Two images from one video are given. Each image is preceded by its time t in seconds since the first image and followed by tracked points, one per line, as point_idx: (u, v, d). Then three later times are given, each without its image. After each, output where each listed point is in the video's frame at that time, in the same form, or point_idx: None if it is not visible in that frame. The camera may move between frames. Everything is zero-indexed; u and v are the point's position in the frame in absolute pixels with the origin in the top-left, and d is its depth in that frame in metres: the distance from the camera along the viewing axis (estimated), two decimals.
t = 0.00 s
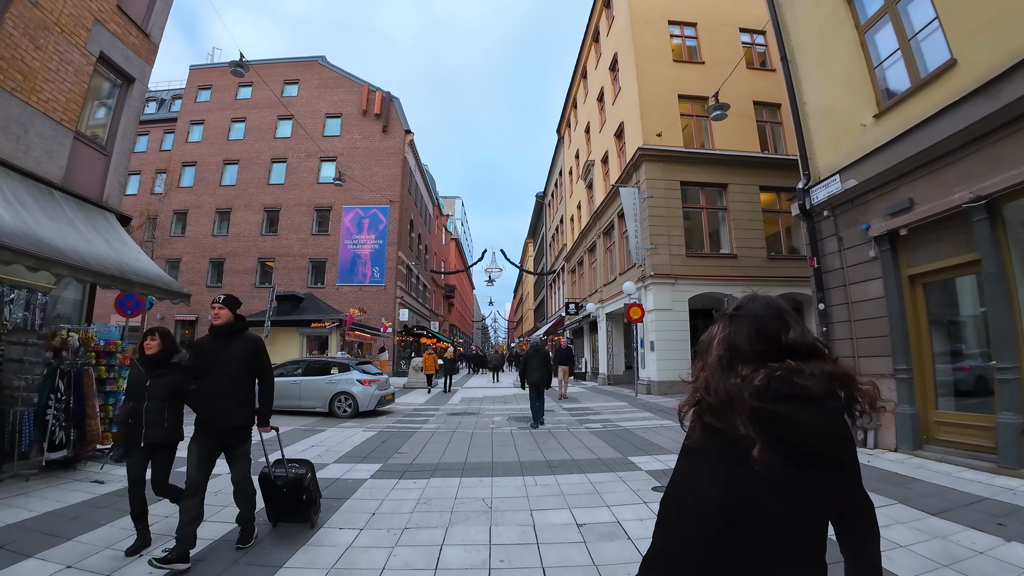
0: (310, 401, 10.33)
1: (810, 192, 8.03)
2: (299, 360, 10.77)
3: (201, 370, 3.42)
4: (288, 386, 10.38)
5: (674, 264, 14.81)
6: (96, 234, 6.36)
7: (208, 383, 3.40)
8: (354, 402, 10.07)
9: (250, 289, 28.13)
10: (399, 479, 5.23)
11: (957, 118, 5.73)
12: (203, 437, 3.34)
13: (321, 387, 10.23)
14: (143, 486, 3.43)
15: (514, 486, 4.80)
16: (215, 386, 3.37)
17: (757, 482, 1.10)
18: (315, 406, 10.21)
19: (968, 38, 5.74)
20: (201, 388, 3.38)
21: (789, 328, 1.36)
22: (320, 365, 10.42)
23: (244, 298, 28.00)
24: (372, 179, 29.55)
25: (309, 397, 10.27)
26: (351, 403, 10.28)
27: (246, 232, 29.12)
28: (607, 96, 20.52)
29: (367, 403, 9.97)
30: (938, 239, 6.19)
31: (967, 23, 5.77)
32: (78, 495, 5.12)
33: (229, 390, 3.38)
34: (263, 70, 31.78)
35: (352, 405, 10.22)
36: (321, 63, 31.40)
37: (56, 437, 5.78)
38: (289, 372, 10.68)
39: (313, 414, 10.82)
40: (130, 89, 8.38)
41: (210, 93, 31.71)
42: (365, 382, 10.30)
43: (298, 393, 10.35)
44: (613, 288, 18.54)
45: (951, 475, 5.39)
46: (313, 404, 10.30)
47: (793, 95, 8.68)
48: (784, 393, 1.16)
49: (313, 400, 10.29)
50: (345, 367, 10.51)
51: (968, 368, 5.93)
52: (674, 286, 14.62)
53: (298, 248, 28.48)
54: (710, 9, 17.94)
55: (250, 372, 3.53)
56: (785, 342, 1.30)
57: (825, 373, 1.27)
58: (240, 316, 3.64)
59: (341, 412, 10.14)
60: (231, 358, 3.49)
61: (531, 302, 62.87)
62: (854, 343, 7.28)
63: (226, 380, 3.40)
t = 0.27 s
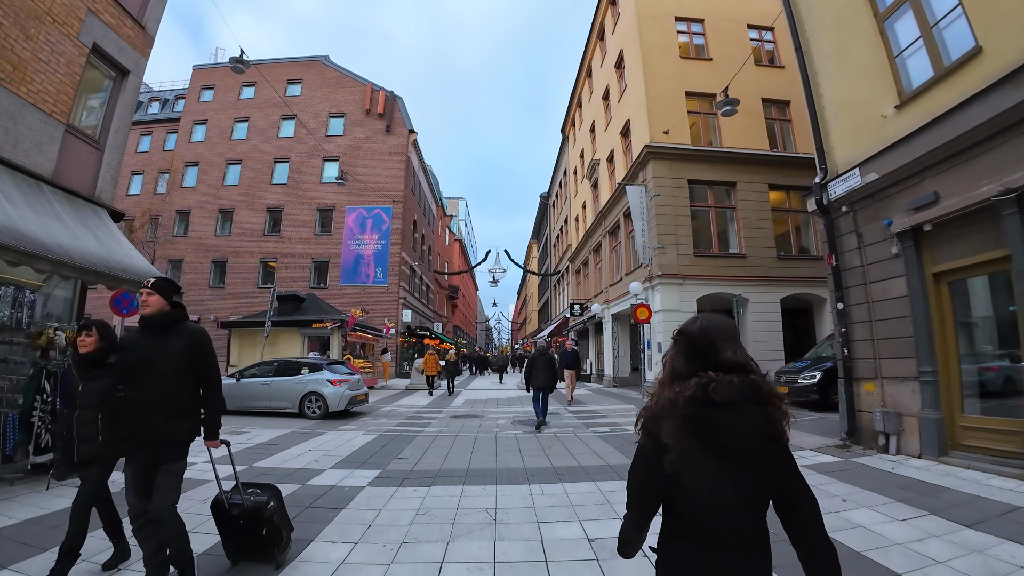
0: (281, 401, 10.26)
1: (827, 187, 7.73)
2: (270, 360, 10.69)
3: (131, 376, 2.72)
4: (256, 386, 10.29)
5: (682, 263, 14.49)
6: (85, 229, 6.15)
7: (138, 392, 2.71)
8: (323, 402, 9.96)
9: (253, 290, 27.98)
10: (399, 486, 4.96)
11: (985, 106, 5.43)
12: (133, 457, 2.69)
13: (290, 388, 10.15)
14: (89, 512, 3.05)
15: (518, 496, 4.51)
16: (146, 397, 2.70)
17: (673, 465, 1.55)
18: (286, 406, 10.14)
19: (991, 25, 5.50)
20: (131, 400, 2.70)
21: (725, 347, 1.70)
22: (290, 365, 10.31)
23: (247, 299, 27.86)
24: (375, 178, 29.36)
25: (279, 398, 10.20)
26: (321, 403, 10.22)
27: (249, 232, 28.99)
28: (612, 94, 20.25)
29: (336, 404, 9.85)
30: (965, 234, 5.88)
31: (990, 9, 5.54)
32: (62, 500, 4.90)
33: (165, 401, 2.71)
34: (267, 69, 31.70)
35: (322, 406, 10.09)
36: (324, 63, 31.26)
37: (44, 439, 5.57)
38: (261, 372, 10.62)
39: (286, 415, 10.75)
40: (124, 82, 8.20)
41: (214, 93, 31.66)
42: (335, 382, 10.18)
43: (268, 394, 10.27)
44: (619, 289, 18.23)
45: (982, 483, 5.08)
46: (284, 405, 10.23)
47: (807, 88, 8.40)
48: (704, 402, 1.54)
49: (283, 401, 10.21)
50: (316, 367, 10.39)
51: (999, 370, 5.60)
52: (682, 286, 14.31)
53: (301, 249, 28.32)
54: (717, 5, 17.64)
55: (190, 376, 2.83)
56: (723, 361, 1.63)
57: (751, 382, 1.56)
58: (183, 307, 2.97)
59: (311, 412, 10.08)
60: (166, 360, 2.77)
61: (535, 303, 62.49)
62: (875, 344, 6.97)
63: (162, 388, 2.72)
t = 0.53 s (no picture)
0: (252, 402, 10.28)
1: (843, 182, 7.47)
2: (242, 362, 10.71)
3: (39, 385, 2.29)
4: (226, 387, 10.31)
5: (688, 264, 14.23)
6: (73, 225, 5.96)
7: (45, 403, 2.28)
8: (293, 403, 10.01)
9: (254, 290, 27.83)
10: (396, 494, 4.71)
11: (1011, 96, 5.17)
12: (23, 482, 2.26)
13: (261, 388, 10.19)
14: None
15: (522, 506, 4.26)
16: (57, 411, 2.26)
17: (638, 443, 1.76)
18: (256, 407, 10.15)
19: (1014, 12, 5.31)
20: (37, 412, 2.27)
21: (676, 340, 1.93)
22: (261, 365, 10.34)
23: (249, 300, 27.72)
24: (377, 178, 29.18)
25: (250, 399, 10.22)
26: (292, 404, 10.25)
27: (251, 232, 28.87)
28: (617, 93, 20.02)
29: (306, 405, 9.92)
30: (989, 230, 5.62)
31: None
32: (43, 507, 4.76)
33: (68, 418, 2.26)
34: (269, 70, 31.66)
35: (292, 406, 10.16)
36: (327, 63, 31.17)
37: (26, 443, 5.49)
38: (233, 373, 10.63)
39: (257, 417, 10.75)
40: (118, 76, 8.03)
41: (216, 93, 31.64)
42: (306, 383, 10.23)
43: (239, 395, 10.28)
44: (624, 290, 17.97)
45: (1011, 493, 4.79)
46: (255, 406, 10.24)
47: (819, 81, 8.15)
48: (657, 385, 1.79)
49: (254, 401, 10.25)
50: (287, 368, 10.44)
51: None
52: (688, 287, 14.03)
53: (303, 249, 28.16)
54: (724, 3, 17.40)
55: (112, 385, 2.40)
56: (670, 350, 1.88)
57: (697, 366, 1.79)
58: (107, 301, 2.53)
59: (282, 413, 10.10)
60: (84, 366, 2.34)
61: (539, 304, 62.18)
62: (895, 345, 6.68)
63: (78, 400, 2.28)
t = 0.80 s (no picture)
0: (220, 405, 10.30)
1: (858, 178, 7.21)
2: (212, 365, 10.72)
3: None
4: (195, 389, 10.33)
5: (693, 264, 13.96)
6: (57, 221, 5.74)
7: None
8: (260, 405, 10.04)
9: (254, 292, 27.66)
10: (391, 505, 4.46)
11: None
12: None
13: (229, 391, 10.21)
14: None
15: (524, 520, 3.99)
16: None
17: (593, 440, 1.81)
18: (224, 409, 10.17)
19: None
20: None
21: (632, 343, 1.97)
22: (228, 368, 10.35)
23: (248, 301, 27.54)
24: (378, 179, 28.98)
25: (218, 401, 10.25)
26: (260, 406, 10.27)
27: (250, 233, 28.71)
28: (620, 92, 19.79)
29: (272, 407, 9.93)
30: (1011, 226, 5.37)
31: None
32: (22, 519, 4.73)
33: None
34: (270, 70, 31.57)
35: (259, 408, 10.18)
36: (327, 64, 31.04)
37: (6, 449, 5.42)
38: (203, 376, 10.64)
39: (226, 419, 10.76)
40: (109, 70, 7.83)
41: (216, 94, 31.58)
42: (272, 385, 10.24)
43: (208, 397, 10.31)
44: (627, 291, 17.71)
45: None
46: (222, 408, 10.25)
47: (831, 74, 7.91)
48: (611, 385, 1.85)
49: (222, 403, 10.27)
50: (255, 370, 10.46)
51: None
52: (693, 288, 13.75)
53: (302, 250, 27.98)
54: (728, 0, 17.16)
55: None
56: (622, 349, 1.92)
57: (647, 367, 1.84)
58: None
59: (249, 415, 10.12)
60: None
61: (541, 306, 61.91)
62: (914, 347, 6.42)
63: None
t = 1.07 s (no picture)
0: (183, 408, 10.28)
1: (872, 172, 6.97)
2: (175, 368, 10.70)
3: None
4: (155, 394, 10.24)
5: (697, 264, 13.70)
6: (37, 216, 5.50)
7: None
8: (222, 408, 10.04)
9: (252, 294, 27.43)
10: (384, 516, 4.19)
11: None
12: None
13: (191, 394, 10.18)
14: None
15: (527, 533, 3.71)
16: None
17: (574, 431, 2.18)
18: (186, 412, 10.16)
19: None
20: None
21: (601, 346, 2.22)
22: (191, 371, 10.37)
23: (246, 303, 27.30)
24: (377, 180, 28.75)
25: (181, 404, 10.23)
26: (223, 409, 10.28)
27: (249, 235, 28.50)
28: (621, 90, 19.58)
29: (235, 410, 9.96)
30: None
31: None
32: None
33: None
34: (269, 71, 31.41)
35: (221, 411, 10.18)
36: (326, 64, 30.87)
37: None
38: (168, 380, 10.61)
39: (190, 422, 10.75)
40: (98, 63, 7.60)
41: (215, 95, 31.43)
42: (235, 388, 10.29)
43: (171, 400, 10.28)
44: (629, 292, 17.46)
45: None
46: (185, 411, 10.23)
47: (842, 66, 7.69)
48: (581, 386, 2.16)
49: (185, 407, 10.24)
50: (218, 373, 10.46)
51: None
52: (698, 288, 13.47)
53: (301, 252, 27.75)
54: None
55: None
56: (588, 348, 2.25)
57: (604, 366, 2.09)
58: None
59: (212, 418, 10.12)
60: None
61: (541, 308, 61.60)
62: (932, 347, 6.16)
63: None
